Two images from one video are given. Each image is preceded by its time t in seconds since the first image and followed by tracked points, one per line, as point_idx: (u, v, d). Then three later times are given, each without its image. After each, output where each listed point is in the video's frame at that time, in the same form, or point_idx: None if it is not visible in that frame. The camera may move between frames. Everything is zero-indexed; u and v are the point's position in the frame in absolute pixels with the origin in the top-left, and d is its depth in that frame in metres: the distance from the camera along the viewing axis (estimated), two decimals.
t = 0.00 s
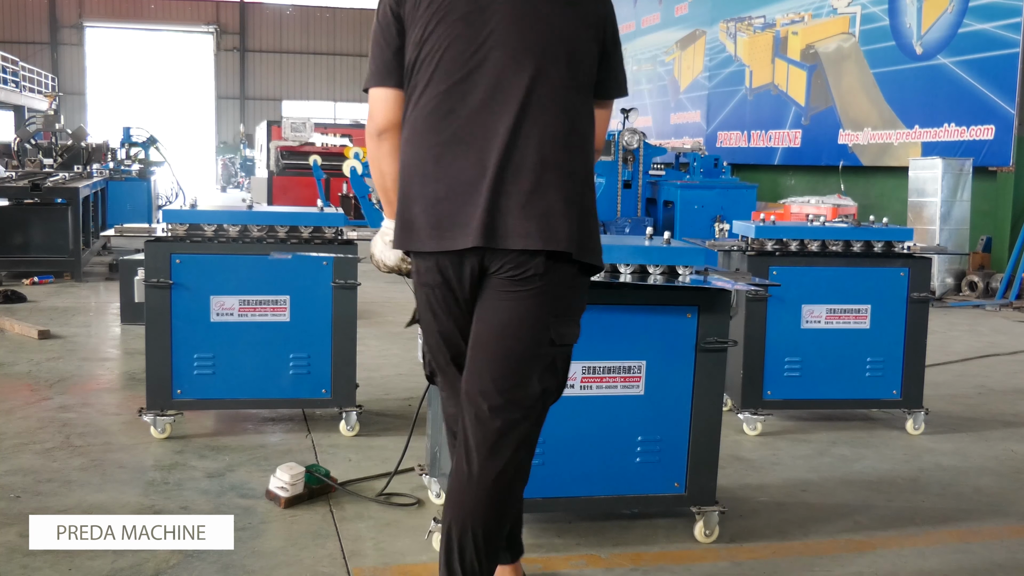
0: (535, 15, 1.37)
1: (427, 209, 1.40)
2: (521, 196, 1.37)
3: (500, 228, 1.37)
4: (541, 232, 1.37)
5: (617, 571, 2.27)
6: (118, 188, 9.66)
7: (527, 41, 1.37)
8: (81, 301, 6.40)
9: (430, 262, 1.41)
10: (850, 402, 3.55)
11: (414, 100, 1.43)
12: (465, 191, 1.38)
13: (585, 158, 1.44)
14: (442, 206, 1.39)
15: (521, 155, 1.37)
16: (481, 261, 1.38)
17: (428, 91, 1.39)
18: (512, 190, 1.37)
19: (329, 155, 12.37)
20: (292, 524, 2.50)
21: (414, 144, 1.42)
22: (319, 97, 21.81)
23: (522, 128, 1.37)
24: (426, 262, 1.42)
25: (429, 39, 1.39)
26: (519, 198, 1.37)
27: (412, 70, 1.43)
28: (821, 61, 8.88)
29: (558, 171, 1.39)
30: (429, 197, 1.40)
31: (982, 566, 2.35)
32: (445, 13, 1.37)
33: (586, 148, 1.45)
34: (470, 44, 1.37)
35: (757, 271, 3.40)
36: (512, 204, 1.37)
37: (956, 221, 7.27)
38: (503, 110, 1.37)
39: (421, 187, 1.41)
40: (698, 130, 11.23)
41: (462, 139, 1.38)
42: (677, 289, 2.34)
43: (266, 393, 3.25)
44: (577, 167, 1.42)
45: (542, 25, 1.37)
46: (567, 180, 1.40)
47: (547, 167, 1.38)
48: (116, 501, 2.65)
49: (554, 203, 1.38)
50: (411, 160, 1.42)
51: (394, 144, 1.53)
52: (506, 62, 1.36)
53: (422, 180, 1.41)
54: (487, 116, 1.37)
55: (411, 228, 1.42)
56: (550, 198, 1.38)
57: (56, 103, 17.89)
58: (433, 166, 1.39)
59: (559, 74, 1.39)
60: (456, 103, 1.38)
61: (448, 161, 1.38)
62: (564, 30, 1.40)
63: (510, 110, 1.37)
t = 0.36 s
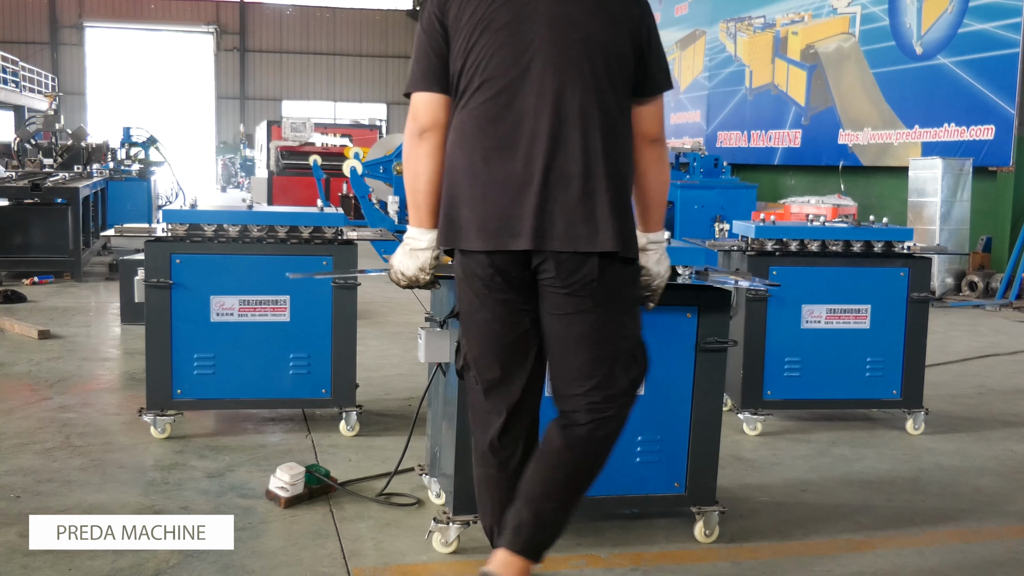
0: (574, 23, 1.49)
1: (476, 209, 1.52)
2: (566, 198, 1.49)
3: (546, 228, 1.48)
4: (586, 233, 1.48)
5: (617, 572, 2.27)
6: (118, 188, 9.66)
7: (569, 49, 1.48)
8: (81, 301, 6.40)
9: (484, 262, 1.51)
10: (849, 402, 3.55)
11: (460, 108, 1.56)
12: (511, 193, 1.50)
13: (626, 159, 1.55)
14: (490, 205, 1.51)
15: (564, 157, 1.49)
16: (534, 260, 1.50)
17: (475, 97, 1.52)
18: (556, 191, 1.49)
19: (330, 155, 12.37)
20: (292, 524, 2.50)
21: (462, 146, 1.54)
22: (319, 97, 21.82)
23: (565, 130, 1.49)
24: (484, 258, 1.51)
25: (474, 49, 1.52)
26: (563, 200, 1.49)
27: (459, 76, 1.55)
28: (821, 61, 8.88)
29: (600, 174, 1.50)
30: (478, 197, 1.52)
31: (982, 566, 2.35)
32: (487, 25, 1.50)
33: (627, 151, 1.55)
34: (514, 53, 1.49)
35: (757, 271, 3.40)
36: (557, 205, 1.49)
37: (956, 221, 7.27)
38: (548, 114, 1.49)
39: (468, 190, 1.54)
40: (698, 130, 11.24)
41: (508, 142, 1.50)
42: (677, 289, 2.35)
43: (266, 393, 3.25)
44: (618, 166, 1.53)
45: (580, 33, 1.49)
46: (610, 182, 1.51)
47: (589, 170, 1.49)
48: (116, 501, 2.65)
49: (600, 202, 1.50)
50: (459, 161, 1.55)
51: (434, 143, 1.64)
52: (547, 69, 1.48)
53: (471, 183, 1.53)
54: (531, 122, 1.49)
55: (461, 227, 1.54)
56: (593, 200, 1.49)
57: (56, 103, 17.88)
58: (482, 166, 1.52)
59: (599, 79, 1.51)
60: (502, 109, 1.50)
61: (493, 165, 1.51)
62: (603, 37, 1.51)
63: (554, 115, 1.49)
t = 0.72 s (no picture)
0: (658, 31, 1.59)
1: (568, 211, 1.60)
2: (656, 199, 1.60)
3: (639, 229, 1.59)
4: (674, 233, 1.59)
5: (617, 571, 2.27)
6: (118, 188, 9.66)
7: (655, 57, 1.58)
8: (81, 301, 6.39)
9: (569, 267, 1.59)
10: (849, 402, 3.55)
11: (542, 113, 1.63)
12: (602, 195, 1.59)
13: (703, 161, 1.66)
14: (584, 208, 1.59)
15: (655, 159, 1.60)
16: (623, 263, 1.60)
17: (563, 103, 1.60)
18: (648, 192, 1.60)
19: (329, 155, 12.37)
20: (292, 524, 2.50)
21: (551, 150, 1.61)
22: (319, 97, 21.82)
23: (654, 134, 1.59)
24: (561, 264, 1.60)
25: (559, 55, 1.59)
26: (653, 201, 1.60)
27: (541, 83, 1.62)
28: (821, 61, 8.88)
29: (684, 176, 1.61)
30: (570, 200, 1.60)
31: (982, 566, 2.35)
32: (573, 32, 1.58)
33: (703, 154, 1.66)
34: (602, 60, 1.58)
35: (757, 271, 3.40)
36: (647, 206, 1.60)
37: (956, 221, 7.27)
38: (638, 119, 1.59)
39: (555, 192, 1.61)
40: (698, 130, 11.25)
41: (600, 146, 1.59)
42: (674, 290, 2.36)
43: (266, 393, 3.25)
44: (698, 168, 1.64)
45: (666, 41, 1.59)
46: (692, 184, 1.62)
47: (676, 172, 1.60)
48: (117, 501, 2.65)
49: (688, 203, 1.61)
50: (547, 165, 1.62)
51: (510, 146, 1.66)
52: (636, 77, 1.58)
53: (561, 184, 1.61)
54: (621, 127, 1.59)
55: (550, 229, 1.61)
56: (679, 201, 1.61)
57: (56, 103, 17.87)
58: (573, 169, 1.60)
59: (682, 86, 1.61)
60: (593, 115, 1.59)
61: (585, 167, 1.60)
62: (684, 44, 1.61)
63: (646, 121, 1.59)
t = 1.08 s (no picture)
0: (760, 41, 1.67)
1: (690, 216, 1.63)
2: (772, 203, 1.66)
3: (763, 233, 1.64)
4: (788, 236, 1.67)
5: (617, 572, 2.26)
6: (118, 188, 9.66)
7: (762, 64, 1.66)
8: (81, 301, 6.40)
9: (684, 271, 1.64)
10: (849, 402, 3.55)
11: (654, 119, 1.65)
12: (723, 200, 1.64)
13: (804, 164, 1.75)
14: (705, 213, 1.63)
15: (768, 164, 1.66)
16: (735, 266, 1.65)
17: (680, 109, 1.63)
18: (763, 195, 1.66)
19: (330, 155, 12.37)
20: (292, 524, 2.50)
21: (669, 156, 1.64)
22: (319, 97, 21.83)
23: (763, 138, 1.66)
24: (671, 269, 1.64)
25: (671, 63, 1.64)
26: (771, 206, 1.66)
27: (651, 91, 1.66)
28: (821, 61, 8.86)
29: (793, 179, 1.70)
30: (691, 205, 1.63)
31: (981, 566, 2.35)
32: (683, 39, 1.64)
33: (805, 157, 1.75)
34: (717, 67, 1.63)
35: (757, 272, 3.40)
36: (766, 210, 1.66)
37: (956, 221, 7.28)
38: (750, 124, 1.65)
39: (676, 198, 1.64)
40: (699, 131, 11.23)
41: (717, 151, 1.64)
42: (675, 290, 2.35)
43: (266, 393, 3.25)
44: (800, 172, 1.72)
45: (769, 49, 1.67)
46: (800, 187, 1.71)
47: (788, 176, 1.68)
48: (116, 501, 2.65)
49: (795, 205, 1.69)
50: (664, 171, 1.64)
51: (591, 155, 1.71)
52: (747, 84, 1.65)
53: (682, 190, 1.64)
54: (735, 133, 1.64)
55: (673, 235, 1.63)
56: (791, 205, 1.69)
57: (56, 103, 17.87)
58: (694, 176, 1.63)
59: (785, 92, 1.69)
60: (708, 120, 1.64)
61: (705, 174, 1.64)
62: (783, 53, 1.70)
63: (757, 126, 1.66)
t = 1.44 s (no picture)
0: (793, 43, 1.73)
1: (724, 214, 1.70)
2: (804, 201, 1.73)
3: (795, 231, 1.71)
4: (820, 235, 1.74)
5: (617, 572, 2.26)
6: (118, 188, 9.66)
7: (794, 67, 1.73)
8: (81, 301, 6.39)
9: (718, 269, 1.70)
10: (849, 402, 3.55)
11: (689, 120, 1.72)
12: (758, 199, 1.71)
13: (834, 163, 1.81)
14: (740, 212, 1.70)
15: (800, 163, 1.73)
16: (766, 264, 1.72)
17: (716, 110, 1.70)
18: (795, 193, 1.72)
19: (329, 155, 12.39)
20: (292, 524, 2.50)
21: (704, 155, 1.71)
22: (319, 97, 21.83)
23: (795, 138, 1.73)
24: (708, 268, 1.71)
25: (707, 65, 1.70)
26: (803, 204, 1.73)
27: (687, 91, 1.72)
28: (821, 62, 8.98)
29: (825, 178, 1.76)
30: (725, 204, 1.70)
31: (981, 566, 2.36)
32: (719, 41, 1.70)
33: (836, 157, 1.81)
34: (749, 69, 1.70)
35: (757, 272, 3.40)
36: (798, 209, 1.73)
37: (956, 221, 7.28)
38: (783, 125, 1.72)
39: (711, 197, 1.71)
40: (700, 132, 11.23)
41: (750, 151, 1.71)
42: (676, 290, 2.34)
43: (266, 393, 3.25)
44: (832, 170, 1.78)
45: (801, 52, 1.74)
46: (831, 186, 1.77)
47: (819, 175, 1.75)
48: (116, 501, 2.65)
49: (826, 202, 1.76)
50: (700, 171, 1.71)
51: (614, 154, 1.81)
52: (780, 86, 1.72)
53: (716, 188, 1.71)
54: (769, 133, 1.71)
55: (707, 234, 1.70)
56: (824, 202, 1.76)
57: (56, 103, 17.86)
58: (728, 176, 1.70)
59: (815, 94, 1.76)
60: (743, 121, 1.70)
61: (740, 173, 1.71)
62: (814, 55, 1.77)
63: (791, 126, 1.73)
